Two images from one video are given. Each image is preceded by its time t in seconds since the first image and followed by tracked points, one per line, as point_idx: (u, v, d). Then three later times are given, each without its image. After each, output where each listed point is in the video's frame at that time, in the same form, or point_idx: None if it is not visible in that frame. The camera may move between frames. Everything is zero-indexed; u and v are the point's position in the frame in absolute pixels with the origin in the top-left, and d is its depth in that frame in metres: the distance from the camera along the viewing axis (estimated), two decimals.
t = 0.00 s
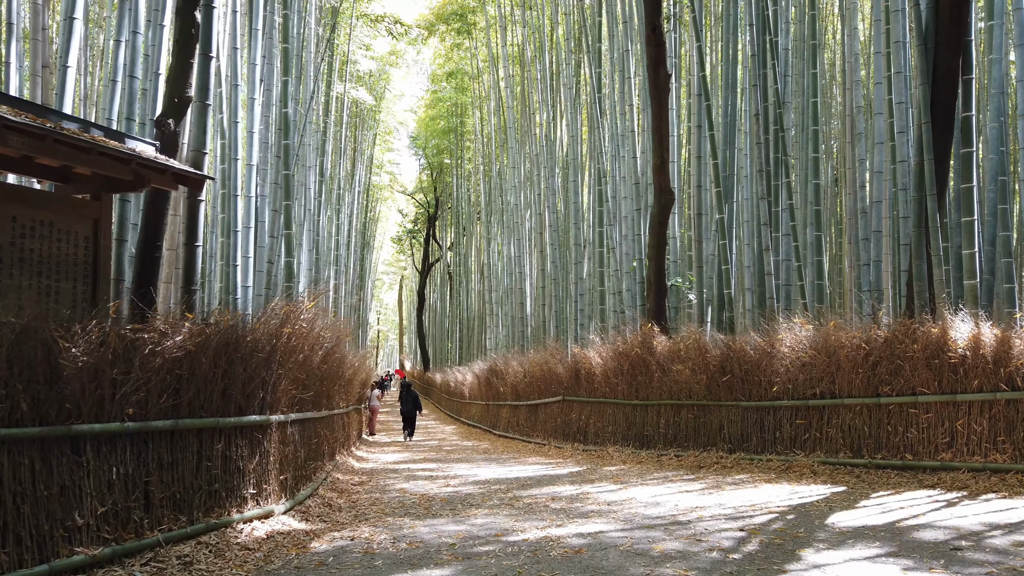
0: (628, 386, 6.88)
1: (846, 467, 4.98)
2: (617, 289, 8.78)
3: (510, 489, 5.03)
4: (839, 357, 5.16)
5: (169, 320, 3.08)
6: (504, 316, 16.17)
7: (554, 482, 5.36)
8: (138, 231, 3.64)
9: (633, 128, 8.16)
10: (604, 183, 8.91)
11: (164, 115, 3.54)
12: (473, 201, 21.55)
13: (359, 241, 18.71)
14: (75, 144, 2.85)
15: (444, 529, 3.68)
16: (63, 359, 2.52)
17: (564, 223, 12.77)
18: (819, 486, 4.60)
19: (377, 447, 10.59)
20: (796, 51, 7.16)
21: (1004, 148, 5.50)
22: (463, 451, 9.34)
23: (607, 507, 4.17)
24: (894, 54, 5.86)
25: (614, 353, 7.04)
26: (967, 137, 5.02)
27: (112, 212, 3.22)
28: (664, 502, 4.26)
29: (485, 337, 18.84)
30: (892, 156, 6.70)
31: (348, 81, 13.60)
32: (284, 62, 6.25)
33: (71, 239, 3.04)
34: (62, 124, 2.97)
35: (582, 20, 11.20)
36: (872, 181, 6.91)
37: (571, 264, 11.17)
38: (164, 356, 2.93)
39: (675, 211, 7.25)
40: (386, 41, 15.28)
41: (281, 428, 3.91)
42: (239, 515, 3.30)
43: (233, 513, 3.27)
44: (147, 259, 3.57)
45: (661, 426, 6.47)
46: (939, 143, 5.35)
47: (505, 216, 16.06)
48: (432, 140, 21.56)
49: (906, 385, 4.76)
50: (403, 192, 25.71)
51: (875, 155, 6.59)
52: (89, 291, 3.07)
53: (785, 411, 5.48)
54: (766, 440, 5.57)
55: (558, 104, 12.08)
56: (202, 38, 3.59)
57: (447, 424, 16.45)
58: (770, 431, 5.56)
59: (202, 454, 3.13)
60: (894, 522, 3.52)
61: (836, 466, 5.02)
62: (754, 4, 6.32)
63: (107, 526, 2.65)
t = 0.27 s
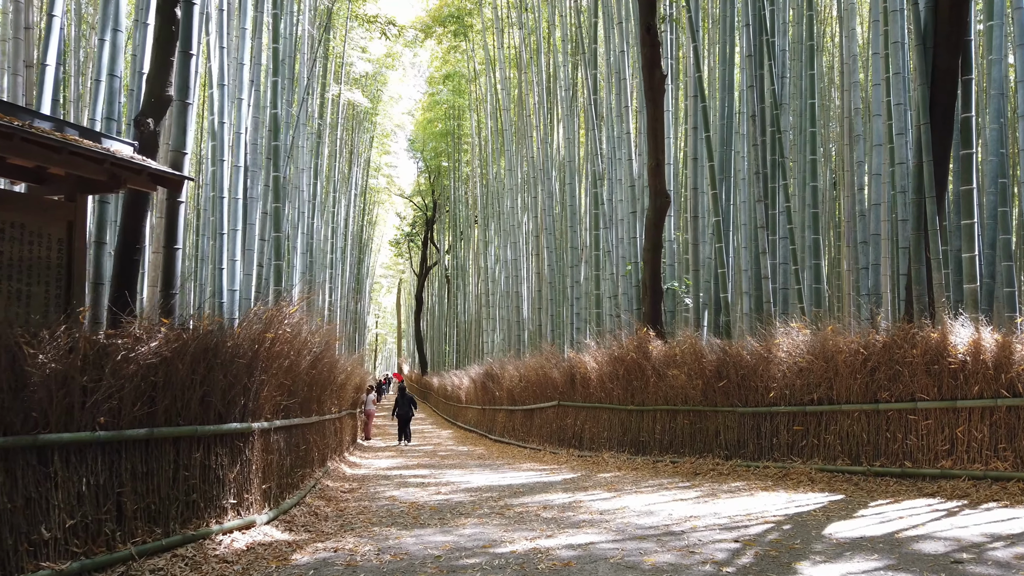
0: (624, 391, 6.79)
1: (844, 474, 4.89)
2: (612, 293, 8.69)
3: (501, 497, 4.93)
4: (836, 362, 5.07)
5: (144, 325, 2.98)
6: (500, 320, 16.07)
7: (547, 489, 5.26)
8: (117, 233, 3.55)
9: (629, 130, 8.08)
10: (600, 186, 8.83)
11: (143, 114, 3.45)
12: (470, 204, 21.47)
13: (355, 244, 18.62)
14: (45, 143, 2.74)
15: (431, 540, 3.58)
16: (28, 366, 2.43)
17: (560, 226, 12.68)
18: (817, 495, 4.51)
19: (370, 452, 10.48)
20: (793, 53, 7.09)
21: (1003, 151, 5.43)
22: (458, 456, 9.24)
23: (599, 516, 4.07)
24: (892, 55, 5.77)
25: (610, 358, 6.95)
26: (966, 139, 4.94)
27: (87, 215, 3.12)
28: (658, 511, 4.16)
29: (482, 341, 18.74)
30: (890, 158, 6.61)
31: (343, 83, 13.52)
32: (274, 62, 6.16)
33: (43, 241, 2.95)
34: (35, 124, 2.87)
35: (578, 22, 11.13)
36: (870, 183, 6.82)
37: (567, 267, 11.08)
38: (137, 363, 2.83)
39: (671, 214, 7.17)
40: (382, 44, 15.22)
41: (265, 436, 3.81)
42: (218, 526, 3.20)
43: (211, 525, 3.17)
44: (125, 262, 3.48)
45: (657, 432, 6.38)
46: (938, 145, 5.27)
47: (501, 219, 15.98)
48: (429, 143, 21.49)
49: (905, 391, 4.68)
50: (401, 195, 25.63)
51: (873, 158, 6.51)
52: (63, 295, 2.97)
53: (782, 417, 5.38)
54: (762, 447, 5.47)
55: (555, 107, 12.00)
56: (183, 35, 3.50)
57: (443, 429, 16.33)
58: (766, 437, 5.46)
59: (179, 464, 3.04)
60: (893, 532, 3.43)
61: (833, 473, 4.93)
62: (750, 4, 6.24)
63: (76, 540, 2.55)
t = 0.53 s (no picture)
0: (621, 395, 6.68)
1: (844, 479, 4.79)
2: (609, 296, 8.61)
3: (494, 503, 4.83)
4: (836, 364, 4.97)
5: (120, 325, 2.89)
6: (498, 324, 15.98)
7: (541, 495, 5.16)
8: (96, 233, 3.44)
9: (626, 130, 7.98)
10: (597, 187, 8.75)
11: (123, 109, 3.34)
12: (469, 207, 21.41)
13: (353, 246, 18.55)
14: (15, 136, 2.63)
15: (418, 548, 3.47)
16: None
17: (558, 228, 12.59)
18: (816, 500, 4.40)
19: (366, 457, 10.37)
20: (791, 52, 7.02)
21: (1005, 150, 5.35)
22: (454, 461, 9.13)
23: (594, 523, 3.96)
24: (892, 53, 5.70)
25: (606, 361, 6.85)
26: (968, 137, 4.85)
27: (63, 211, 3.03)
28: (653, 518, 4.06)
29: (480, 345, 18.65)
30: (890, 158, 6.53)
31: (340, 85, 13.46)
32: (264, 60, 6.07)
33: (16, 238, 2.86)
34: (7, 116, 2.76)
35: (576, 22, 11.07)
36: (870, 184, 6.73)
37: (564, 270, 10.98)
38: (111, 365, 2.73)
39: (668, 215, 7.08)
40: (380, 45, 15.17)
41: (249, 440, 3.71)
42: (197, 533, 3.10)
43: (191, 532, 3.07)
44: (105, 262, 3.38)
45: (654, 436, 6.27)
46: (939, 143, 5.18)
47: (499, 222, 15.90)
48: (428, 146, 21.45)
49: (906, 394, 4.57)
50: (399, 198, 25.57)
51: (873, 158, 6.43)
52: (37, 293, 2.88)
53: (780, 421, 5.28)
54: (761, 451, 5.37)
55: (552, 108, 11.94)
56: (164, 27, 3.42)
57: (441, 433, 16.25)
58: (765, 442, 5.36)
59: (156, 470, 2.93)
60: (895, 540, 3.33)
61: (833, 478, 4.83)
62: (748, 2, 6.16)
63: (45, 549, 2.45)
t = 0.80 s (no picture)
0: (619, 400, 6.56)
1: (847, 488, 4.65)
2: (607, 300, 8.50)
3: (487, 512, 4.70)
4: (838, 370, 4.84)
5: (90, 331, 2.78)
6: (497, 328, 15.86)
7: (536, 503, 5.04)
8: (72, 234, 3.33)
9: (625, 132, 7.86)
10: (595, 189, 8.64)
11: (99, 107, 3.25)
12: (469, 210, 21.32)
13: (352, 249, 18.46)
14: None
15: (404, 561, 3.34)
16: None
17: (557, 232, 12.47)
18: (818, 510, 4.27)
19: (362, 463, 10.24)
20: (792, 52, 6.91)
21: (1011, 150, 5.23)
22: (450, 467, 8.99)
23: (587, 534, 3.83)
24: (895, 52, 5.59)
25: (605, 366, 6.73)
26: (973, 137, 4.73)
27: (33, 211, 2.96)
28: (649, 528, 3.93)
29: (479, 349, 18.53)
30: (893, 159, 6.40)
31: (338, 87, 13.39)
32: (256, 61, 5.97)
33: None
34: None
35: (575, 23, 10.98)
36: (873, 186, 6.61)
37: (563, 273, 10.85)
38: (79, 372, 2.62)
39: (667, 217, 6.96)
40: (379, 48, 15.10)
41: (230, 449, 3.59)
42: (172, 547, 2.98)
43: (165, 545, 2.95)
44: (81, 265, 3.27)
45: (652, 442, 6.14)
46: (944, 143, 5.06)
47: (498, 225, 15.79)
48: (428, 149, 21.37)
49: (910, 400, 4.44)
50: (400, 202, 25.50)
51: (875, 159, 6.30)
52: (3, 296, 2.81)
53: (781, 428, 5.14)
54: (761, 458, 5.23)
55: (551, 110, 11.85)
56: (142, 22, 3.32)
57: (440, 438, 16.13)
58: (765, 449, 5.22)
59: (129, 481, 2.82)
60: (899, 552, 3.19)
61: (836, 487, 4.69)
62: None
63: (5, 564, 2.33)
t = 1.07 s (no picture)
0: (623, 405, 6.45)
1: (857, 496, 4.53)
2: (611, 302, 8.39)
3: (488, 521, 4.59)
4: (848, 375, 4.72)
5: (74, 336, 2.70)
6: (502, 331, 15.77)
7: (538, 511, 4.93)
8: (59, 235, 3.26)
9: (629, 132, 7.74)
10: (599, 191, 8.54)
11: (86, 105, 3.17)
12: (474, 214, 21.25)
13: (357, 252, 18.42)
14: None
15: (400, 573, 3.23)
16: None
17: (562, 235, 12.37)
18: (827, 519, 4.15)
19: (364, 467, 10.14)
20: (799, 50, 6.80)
21: None
22: (453, 472, 8.89)
23: (590, 544, 3.72)
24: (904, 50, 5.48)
25: (609, 370, 6.62)
26: (986, 135, 4.61)
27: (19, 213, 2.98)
28: (654, 538, 3.81)
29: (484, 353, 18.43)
30: (902, 159, 6.28)
31: (341, 90, 13.35)
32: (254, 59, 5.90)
33: None
34: None
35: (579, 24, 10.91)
36: (882, 186, 6.48)
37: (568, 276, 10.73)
38: (61, 377, 2.54)
39: (672, 218, 6.85)
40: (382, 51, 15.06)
41: (221, 456, 3.49)
42: (159, 558, 2.88)
43: (151, 557, 2.85)
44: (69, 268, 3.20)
45: (657, 448, 6.02)
46: (955, 142, 4.94)
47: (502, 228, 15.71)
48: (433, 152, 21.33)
49: (922, 406, 4.32)
50: (405, 205, 25.46)
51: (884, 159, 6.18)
52: None
53: (789, 434, 5.01)
54: (769, 465, 5.11)
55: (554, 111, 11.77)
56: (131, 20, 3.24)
57: (445, 442, 16.03)
58: (772, 455, 5.10)
59: (113, 490, 2.72)
60: (913, 564, 3.08)
61: (846, 495, 4.57)
62: None
63: None
